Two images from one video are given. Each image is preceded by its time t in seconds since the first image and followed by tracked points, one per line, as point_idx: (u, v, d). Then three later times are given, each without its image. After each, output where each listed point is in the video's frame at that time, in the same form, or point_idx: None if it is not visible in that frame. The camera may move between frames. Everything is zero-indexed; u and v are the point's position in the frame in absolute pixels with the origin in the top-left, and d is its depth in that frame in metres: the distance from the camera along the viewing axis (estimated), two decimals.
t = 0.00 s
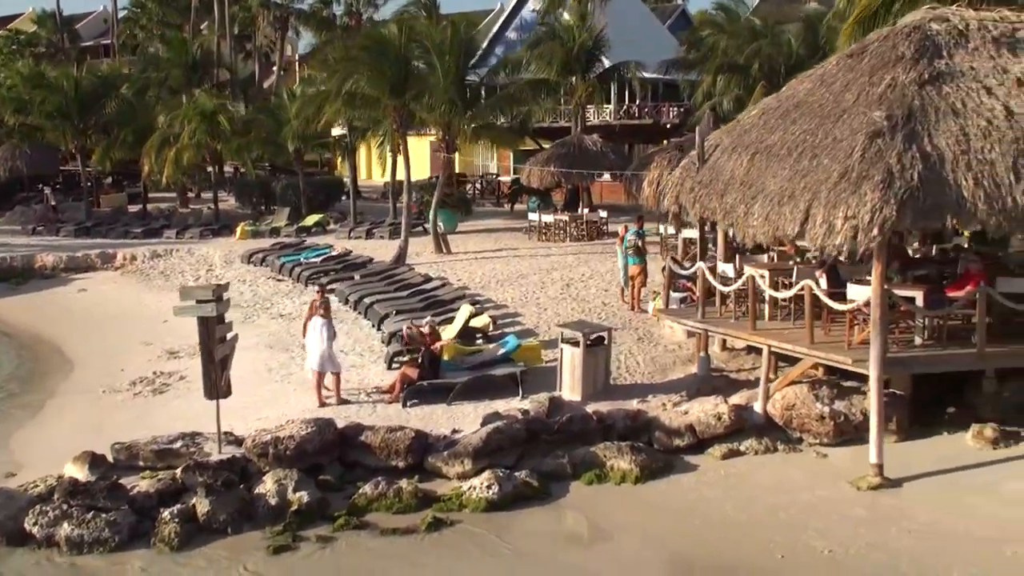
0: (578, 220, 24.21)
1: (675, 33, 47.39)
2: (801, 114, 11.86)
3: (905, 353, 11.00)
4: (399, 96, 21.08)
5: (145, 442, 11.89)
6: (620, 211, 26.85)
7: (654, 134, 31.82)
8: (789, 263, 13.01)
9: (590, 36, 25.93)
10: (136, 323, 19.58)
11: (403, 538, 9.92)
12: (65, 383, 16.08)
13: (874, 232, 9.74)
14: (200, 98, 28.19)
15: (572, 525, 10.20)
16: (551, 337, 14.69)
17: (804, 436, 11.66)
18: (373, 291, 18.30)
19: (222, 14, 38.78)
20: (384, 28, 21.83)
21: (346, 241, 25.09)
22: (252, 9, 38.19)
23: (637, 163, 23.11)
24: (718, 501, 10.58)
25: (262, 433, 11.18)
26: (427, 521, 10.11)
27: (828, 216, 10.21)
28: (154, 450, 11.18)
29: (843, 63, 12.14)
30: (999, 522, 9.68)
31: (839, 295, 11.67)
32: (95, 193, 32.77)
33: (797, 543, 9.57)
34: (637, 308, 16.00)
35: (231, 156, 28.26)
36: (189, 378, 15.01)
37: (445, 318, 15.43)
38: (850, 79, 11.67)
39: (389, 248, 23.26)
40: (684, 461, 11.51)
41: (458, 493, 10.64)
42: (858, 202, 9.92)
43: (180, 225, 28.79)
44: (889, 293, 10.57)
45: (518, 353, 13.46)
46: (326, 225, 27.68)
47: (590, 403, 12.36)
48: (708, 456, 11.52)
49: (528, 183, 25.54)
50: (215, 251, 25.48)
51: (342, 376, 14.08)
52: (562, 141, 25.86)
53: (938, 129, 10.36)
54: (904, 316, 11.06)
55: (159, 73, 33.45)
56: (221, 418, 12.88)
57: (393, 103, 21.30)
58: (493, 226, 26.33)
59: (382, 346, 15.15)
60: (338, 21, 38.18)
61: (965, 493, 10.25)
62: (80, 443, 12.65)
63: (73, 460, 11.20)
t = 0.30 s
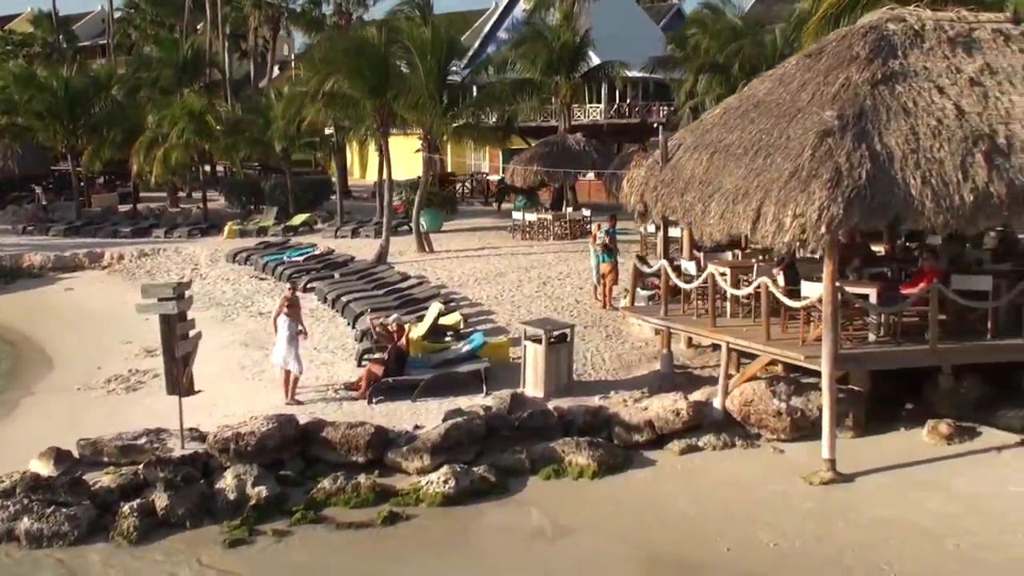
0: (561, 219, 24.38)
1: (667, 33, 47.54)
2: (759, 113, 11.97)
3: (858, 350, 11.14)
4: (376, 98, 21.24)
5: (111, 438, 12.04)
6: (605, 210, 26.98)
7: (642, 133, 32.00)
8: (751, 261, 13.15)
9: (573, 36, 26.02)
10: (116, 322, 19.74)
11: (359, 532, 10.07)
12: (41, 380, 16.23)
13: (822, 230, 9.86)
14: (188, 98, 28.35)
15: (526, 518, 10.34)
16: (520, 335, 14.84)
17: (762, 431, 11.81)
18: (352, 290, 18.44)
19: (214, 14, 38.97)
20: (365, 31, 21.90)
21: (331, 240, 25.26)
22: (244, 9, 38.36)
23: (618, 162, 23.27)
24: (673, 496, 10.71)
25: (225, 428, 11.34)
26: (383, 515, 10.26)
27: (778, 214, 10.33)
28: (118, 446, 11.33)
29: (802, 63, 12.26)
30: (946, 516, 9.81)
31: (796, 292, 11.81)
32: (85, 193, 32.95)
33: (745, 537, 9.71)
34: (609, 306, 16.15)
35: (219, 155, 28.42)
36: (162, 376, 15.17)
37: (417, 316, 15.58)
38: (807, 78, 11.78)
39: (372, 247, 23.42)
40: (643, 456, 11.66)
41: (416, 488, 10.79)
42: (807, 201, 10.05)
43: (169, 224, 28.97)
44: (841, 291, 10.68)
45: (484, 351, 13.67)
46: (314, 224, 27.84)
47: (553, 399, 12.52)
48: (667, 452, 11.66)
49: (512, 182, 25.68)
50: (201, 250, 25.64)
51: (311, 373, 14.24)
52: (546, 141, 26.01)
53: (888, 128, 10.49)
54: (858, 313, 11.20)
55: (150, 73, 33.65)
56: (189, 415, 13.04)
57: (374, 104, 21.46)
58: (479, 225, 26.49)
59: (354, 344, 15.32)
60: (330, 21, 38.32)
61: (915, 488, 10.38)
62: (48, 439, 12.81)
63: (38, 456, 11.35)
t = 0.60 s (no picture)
0: (546, 219, 24.52)
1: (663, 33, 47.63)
2: (720, 113, 12.07)
3: (814, 347, 11.26)
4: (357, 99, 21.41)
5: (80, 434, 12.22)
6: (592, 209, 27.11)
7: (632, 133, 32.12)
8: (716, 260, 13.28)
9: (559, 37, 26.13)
10: (100, 320, 19.92)
11: (317, 526, 10.22)
12: (22, 378, 16.42)
13: (772, 229, 9.99)
14: (179, 98, 28.54)
15: (483, 513, 10.49)
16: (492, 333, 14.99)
17: (722, 429, 11.94)
18: (332, 289, 18.59)
19: (209, 14, 39.18)
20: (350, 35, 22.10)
21: (318, 239, 25.43)
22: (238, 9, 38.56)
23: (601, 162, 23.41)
24: (630, 492, 10.84)
25: (190, 425, 11.50)
26: (341, 510, 10.41)
27: (732, 214, 10.46)
28: (85, 442, 11.51)
29: (764, 64, 12.36)
30: (894, 513, 9.94)
31: (756, 292, 11.95)
32: (79, 192, 33.17)
33: (695, 532, 9.86)
34: (583, 305, 16.28)
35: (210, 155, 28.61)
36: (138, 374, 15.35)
37: (392, 315, 15.73)
38: (767, 79, 11.88)
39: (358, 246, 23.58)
40: (604, 453, 11.79)
41: (377, 484, 10.94)
42: (758, 201, 10.17)
43: (160, 224, 29.17)
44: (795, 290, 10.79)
45: (451, 348, 13.87)
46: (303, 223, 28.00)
47: (518, 397, 12.66)
48: (628, 449, 11.79)
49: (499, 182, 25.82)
50: (190, 249, 25.82)
51: (284, 371, 14.40)
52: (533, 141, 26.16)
53: (842, 128, 10.61)
54: (815, 311, 11.32)
55: (143, 74, 33.87)
56: (160, 412, 13.22)
57: (356, 105, 21.64)
58: (467, 224, 26.64)
59: (329, 342, 15.48)
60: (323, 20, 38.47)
61: (868, 485, 10.50)
62: (20, 435, 13.00)
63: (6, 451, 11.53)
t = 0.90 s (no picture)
0: (534, 219, 24.68)
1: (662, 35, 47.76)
2: (686, 115, 12.19)
3: (773, 348, 11.39)
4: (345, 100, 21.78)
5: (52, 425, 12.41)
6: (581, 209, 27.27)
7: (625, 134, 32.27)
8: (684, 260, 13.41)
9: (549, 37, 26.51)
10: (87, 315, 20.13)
11: (277, 519, 10.38)
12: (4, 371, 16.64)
13: (727, 229, 10.13)
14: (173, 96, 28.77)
15: (440, 508, 10.64)
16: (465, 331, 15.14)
17: (684, 427, 12.07)
18: (315, 286, 18.77)
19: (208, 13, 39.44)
20: (338, 37, 22.43)
21: (308, 238, 25.62)
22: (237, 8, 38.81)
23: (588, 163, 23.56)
24: (588, 488, 10.97)
25: (158, 418, 11.68)
26: (301, 503, 10.56)
27: (690, 214, 10.60)
28: (54, 433, 11.70)
29: (730, 67, 12.48)
30: (845, 512, 10.05)
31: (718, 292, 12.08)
32: (75, 188, 33.43)
33: (646, 528, 10.00)
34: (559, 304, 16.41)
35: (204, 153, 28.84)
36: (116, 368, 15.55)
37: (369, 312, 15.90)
38: (731, 82, 12.00)
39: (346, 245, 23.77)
40: (566, 450, 11.93)
41: (339, 478, 11.09)
42: (714, 201, 10.31)
43: (154, 220, 29.39)
44: (753, 290, 10.91)
45: (423, 346, 14.03)
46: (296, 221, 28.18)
47: (484, 394, 12.82)
48: (590, 446, 11.93)
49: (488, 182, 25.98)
50: (181, 246, 26.04)
51: (259, 366, 14.58)
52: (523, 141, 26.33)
53: (800, 131, 10.74)
54: (775, 312, 11.45)
55: (141, 71, 34.13)
56: (133, 406, 13.41)
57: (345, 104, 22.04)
58: (457, 224, 26.80)
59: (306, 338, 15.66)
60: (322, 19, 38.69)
61: (823, 485, 10.61)
62: None
63: None
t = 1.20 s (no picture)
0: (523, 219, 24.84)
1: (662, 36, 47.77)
2: (653, 115, 12.32)
3: (736, 346, 11.52)
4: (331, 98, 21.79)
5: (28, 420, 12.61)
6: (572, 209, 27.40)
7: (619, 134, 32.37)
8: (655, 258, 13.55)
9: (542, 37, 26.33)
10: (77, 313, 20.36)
11: (241, 512, 10.54)
12: None
13: (684, 228, 10.28)
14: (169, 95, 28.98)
15: (404, 502, 10.80)
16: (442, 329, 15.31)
17: (650, 424, 12.22)
18: (300, 284, 18.95)
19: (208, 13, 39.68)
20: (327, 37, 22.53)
21: (300, 236, 25.81)
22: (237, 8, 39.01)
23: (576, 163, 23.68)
24: (551, 483, 11.12)
25: (130, 413, 11.87)
26: (267, 497, 10.73)
27: (650, 213, 10.75)
28: (29, 428, 11.89)
29: (698, 67, 12.60)
30: (800, 508, 10.18)
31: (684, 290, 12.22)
32: (74, 187, 33.68)
33: (603, 523, 10.14)
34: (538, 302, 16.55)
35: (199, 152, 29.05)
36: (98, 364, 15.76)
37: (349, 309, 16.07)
38: (697, 82, 12.12)
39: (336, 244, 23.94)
40: (533, 446, 12.07)
41: (306, 472, 11.26)
42: (673, 201, 10.45)
43: (149, 219, 29.64)
44: (714, 289, 11.05)
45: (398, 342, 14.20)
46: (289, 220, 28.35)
47: (455, 390, 12.98)
48: (556, 442, 12.08)
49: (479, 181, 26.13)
50: (175, 245, 26.26)
51: (237, 363, 14.77)
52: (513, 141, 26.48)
53: (760, 131, 10.87)
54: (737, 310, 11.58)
55: (139, 71, 34.37)
56: (110, 401, 13.61)
57: (332, 103, 22.07)
58: (448, 223, 26.97)
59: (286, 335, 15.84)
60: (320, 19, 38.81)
61: (781, 481, 10.73)
62: None
63: None
